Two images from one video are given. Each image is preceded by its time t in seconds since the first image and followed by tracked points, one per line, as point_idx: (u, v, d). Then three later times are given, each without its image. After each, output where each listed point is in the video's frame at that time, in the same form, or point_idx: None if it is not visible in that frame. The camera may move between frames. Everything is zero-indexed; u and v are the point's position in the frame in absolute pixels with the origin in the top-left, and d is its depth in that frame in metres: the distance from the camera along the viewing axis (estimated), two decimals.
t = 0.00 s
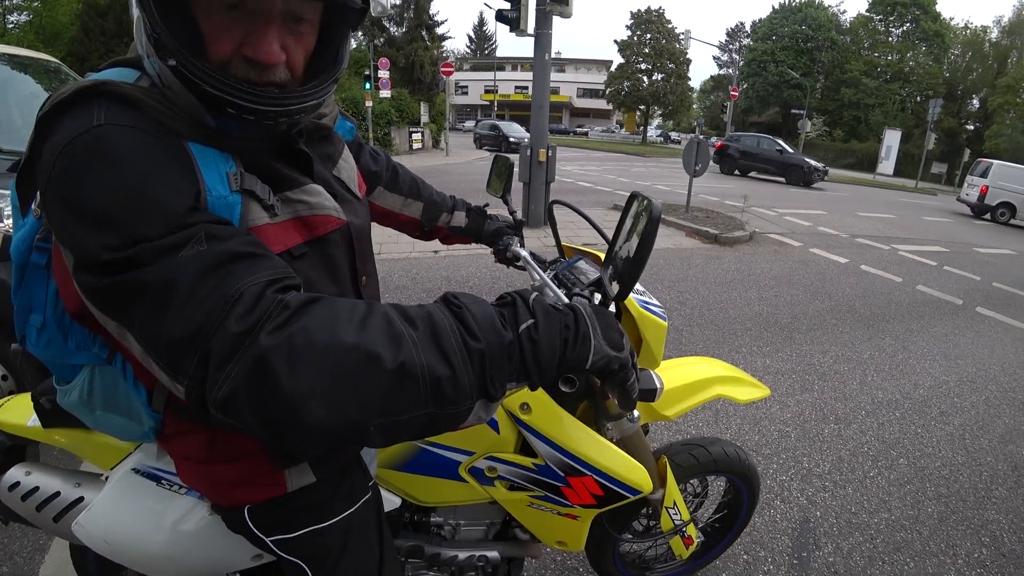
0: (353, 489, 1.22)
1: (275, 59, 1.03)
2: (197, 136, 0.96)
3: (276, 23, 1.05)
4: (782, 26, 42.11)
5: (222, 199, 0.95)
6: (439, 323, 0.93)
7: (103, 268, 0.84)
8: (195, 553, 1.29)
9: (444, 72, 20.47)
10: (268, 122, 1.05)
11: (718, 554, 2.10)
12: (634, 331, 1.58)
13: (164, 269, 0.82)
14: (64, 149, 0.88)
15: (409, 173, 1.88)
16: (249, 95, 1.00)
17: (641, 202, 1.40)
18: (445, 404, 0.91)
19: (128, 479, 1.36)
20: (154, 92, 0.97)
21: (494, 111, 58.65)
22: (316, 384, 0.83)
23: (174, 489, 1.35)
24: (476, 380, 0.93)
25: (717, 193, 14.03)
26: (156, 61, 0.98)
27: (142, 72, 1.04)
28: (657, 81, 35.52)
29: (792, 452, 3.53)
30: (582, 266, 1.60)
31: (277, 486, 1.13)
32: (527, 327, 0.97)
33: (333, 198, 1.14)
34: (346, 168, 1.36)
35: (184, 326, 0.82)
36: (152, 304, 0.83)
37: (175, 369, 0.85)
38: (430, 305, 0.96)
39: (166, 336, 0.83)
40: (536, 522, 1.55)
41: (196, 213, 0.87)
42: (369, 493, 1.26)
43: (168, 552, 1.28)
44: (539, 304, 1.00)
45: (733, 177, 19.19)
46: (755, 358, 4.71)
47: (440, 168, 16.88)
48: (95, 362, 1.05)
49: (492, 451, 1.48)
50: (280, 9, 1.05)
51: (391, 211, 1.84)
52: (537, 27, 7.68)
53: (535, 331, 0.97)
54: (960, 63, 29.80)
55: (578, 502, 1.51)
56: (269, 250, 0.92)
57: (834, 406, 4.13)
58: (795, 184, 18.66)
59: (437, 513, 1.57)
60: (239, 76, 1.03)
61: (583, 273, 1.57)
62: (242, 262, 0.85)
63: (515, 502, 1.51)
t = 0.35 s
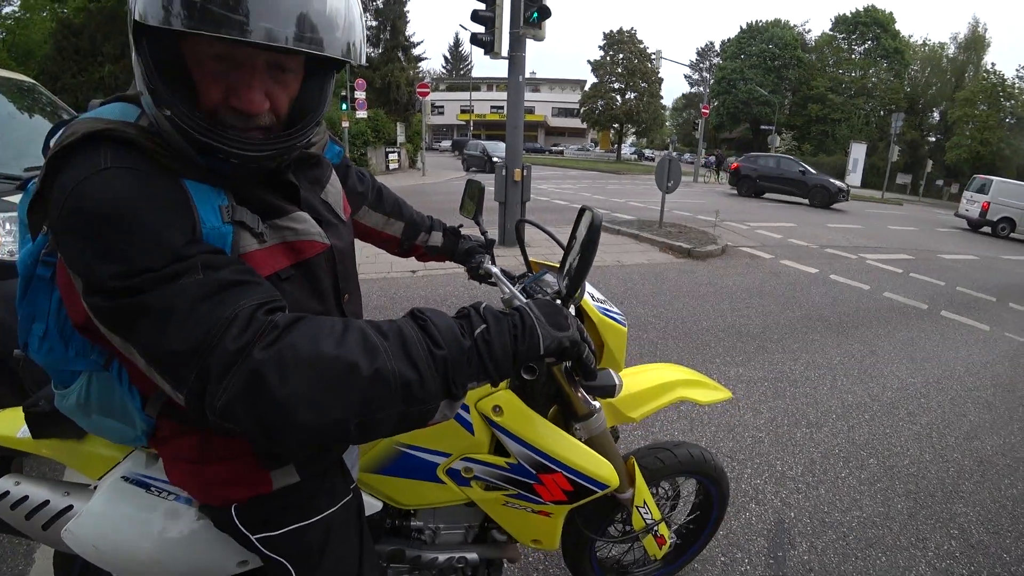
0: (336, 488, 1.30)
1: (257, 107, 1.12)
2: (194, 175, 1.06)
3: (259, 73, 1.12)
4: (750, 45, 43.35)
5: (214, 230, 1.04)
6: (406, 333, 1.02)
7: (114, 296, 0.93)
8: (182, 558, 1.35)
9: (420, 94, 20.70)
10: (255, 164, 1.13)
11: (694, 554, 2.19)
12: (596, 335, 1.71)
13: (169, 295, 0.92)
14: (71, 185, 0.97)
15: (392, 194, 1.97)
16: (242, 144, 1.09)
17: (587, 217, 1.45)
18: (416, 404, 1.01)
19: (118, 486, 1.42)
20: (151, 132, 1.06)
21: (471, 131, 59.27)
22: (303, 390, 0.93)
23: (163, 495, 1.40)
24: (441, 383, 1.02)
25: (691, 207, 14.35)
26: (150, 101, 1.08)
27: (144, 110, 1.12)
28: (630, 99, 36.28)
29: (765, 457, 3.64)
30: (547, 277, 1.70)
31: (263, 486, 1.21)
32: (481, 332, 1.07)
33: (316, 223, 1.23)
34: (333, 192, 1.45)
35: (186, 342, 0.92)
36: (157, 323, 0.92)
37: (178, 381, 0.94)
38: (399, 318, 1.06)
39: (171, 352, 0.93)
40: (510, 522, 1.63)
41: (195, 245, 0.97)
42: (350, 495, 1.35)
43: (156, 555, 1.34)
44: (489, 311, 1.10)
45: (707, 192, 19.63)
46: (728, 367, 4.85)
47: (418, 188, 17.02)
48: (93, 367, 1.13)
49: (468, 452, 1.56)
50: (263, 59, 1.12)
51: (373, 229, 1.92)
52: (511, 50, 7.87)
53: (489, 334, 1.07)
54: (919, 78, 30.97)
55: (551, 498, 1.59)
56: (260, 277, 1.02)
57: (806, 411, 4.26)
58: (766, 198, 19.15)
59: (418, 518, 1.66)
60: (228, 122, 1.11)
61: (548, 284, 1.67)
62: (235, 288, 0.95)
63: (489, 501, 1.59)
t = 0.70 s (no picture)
0: (300, 494, 1.34)
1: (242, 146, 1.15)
2: (184, 203, 1.11)
3: (246, 114, 1.15)
4: (726, 70, 44.49)
5: (203, 253, 1.09)
6: (379, 343, 1.09)
7: (107, 314, 0.98)
8: (147, 561, 1.37)
9: (402, 110, 20.82)
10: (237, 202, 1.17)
11: (659, 563, 2.26)
12: (560, 348, 1.78)
13: (160, 313, 0.97)
14: (64, 207, 1.01)
15: (371, 210, 2.05)
16: (223, 179, 1.12)
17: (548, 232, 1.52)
18: (390, 409, 1.07)
19: (88, 488, 1.44)
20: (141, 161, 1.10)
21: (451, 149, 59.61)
22: (285, 400, 0.99)
23: (132, 498, 1.42)
24: (412, 390, 1.08)
25: (666, 228, 14.62)
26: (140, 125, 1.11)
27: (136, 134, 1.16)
28: (609, 120, 36.91)
29: (734, 471, 3.72)
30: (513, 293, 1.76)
31: (233, 487, 1.25)
32: (448, 339, 1.13)
33: (299, 246, 1.28)
34: (320, 212, 1.50)
35: (175, 356, 0.97)
36: (147, 340, 0.97)
37: (166, 392, 1.00)
38: (371, 330, 1.12)
39: (160, 365, 0.98)
40: (474, 528, 1.68)
41: (184, 266, 1.02)
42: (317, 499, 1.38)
43: (122, 558, 1.36)
44: (455, 320, 1.17)
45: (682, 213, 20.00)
46: (699, 384, 4.95)
47: (397, 203, 17.07)
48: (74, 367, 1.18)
49: (434, 459, 1.61)
50: (252, 100, 1.16)
51: (351, 242, 1.99)
52: (493, 70, 8.03)
53: (455, 341, 1.13)
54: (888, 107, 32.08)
55: (514, 505, 1.65)
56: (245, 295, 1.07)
57: (774, 427, 4.37)
58: (740, 220, 19.59)
59: (386, 525, 1.70)
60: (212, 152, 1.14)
61: (514, 298, 1.74)
62: (223, 307, 1.01)
63: (453, 507, 1.65)
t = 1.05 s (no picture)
0: (274, 508, 1.32)
1: (210, 141, 1.14)
2: (145, 208, 1.07)
3: (212, 108, 1.14)
4: (703, 79, 45.20)
5: (165, 259, 1.05)
6: (350, 354, 1.06)
7: (65, 326, 0.95)
8: None
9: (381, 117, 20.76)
10: (201, 202, 1.16)
11: (641, 565, 2.25)
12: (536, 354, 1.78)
13: (121, 323, 0.94)
14: (17, 213, 0.97)
15: (340, 215, 2.03)
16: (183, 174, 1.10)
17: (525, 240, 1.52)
18: (362, 422, 1.04)
19: (51, 506, 1.39)
20: (102, 164, 1.06)
21: (431, 156, 59.57)
22: (251, 415, 0.96)
23: (96, 514, 1.38)
24: (385, 402, 1.06)
25: (645, 234, 14.75)
26: (97, 123, 1.09)
27: (91, 136, 1.12)
28: (588, 128, 37.22)
29: (715, 474, 3.74)
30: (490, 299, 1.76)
31: (202, 504, 1.21)
32: (422, 350, 1.11)
33: (266, 251, 1.27)
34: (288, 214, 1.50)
35: (137, 369, 0.95)
36: (108, 353, 0.95)
37: (131, 406, 0.98)
38: (343, 340, 1.10)
39: (123, 378, 0.95)
40: (451, 539, 1.66)
41: (146, 273, 1.00)
42: (290, 514, 1.36)
43: None
44: (428, 330, 1.15)
45: (661, 219, 20.20)
46: (678, 388, 4.98)
47: (376, 211, 16.99)
48: (32, 382, 1.16)
49: (410, 470, 1.60)
50: (215, 93, 1.14)
51: (321, 249, 1.95)
52: (472, 77, 8.06)
53: (430, 352, 1.12)
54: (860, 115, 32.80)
55: (492, 516, 1.63)
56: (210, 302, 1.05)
57: (752, 429, 4.41)
58: (717, 226, 19.85)
59: (361, 537, 1.67)
60: (170, 146, 1.11)
61: (490, 304, 1.73)
62: (186, 316, 0.98)
63: (430, 519, 1.62)
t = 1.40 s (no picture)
0: (284, 517, 1.33)
1: (226, 112, 1.21)
2: (150, 188, 1.10)
3: (226, 79, 1.21)
4: (699, 75, 45.20)
5: (169, 247, 1.08)
6: (360, 355, 1.07)
7: (67, 314, 0.96)
8: None
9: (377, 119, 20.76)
10: (217, 170, 1.19)
11: (648, 559, 2.27)
12: (544, 350, 1.79)
13: (126, 312, 0.95)
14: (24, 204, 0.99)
15: (330, 217, 2.04)
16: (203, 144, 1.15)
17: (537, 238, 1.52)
18: (368, 423, 1.04)
19: (55, 519, 1.40)
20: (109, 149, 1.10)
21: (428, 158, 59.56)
22: (253, 408, 0.96)
23: (104, 527, 1.40)
24: (391, 404, 1.07)
25: (644, 231, 14.75)
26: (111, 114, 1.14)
27: (100, 126, 1.18)
28: (584, 126, 37.23)
29: (719, 465, 3.75)
30: (495, 296, 1.77)
31: (209, 514, 1.23)
32: (432, 353, 1.12)
33: (268, 244, 1.29)
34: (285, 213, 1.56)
35: (141, 359, 0.95)
36: (113, 342, 0.95)
37: (133, 399, 0.98)
38: (352, 341, 1.10)
39: (125, 370, 0.96)
40: (460, 538, 1.66)
41: (149, 261, 1.01)
42: (299, 519, 1.38)
43: None
44: (439, 332, 1.16)
45: (660, 216, 20.20)
46: (681, 382, 4.98)
47: (374, 213, 16.99)
48: (28, 392, 1.16)
49: (418, 472, 1.60)
50: (231, 67, 1.22)
51: (314, 252, 1.96)
52: (468, 77, 8.06)
53: (439, 355, 1.12)
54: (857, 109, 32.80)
55: (502, 515, 1.63)
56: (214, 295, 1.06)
57: (755, 420, 4.41)
58: (716, 222, 19.85)
59: (370, 538, 1.67)
60: (188, 122, 1.20)
61: (496, 303, 1.75)
62: (189, 307, 0.99)
63: (440, 519, 1.63)
